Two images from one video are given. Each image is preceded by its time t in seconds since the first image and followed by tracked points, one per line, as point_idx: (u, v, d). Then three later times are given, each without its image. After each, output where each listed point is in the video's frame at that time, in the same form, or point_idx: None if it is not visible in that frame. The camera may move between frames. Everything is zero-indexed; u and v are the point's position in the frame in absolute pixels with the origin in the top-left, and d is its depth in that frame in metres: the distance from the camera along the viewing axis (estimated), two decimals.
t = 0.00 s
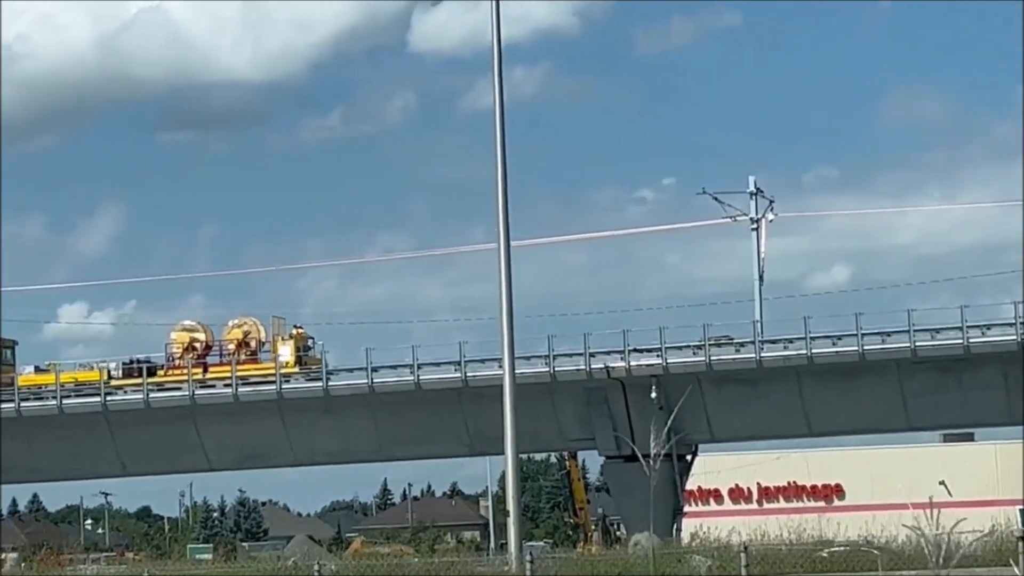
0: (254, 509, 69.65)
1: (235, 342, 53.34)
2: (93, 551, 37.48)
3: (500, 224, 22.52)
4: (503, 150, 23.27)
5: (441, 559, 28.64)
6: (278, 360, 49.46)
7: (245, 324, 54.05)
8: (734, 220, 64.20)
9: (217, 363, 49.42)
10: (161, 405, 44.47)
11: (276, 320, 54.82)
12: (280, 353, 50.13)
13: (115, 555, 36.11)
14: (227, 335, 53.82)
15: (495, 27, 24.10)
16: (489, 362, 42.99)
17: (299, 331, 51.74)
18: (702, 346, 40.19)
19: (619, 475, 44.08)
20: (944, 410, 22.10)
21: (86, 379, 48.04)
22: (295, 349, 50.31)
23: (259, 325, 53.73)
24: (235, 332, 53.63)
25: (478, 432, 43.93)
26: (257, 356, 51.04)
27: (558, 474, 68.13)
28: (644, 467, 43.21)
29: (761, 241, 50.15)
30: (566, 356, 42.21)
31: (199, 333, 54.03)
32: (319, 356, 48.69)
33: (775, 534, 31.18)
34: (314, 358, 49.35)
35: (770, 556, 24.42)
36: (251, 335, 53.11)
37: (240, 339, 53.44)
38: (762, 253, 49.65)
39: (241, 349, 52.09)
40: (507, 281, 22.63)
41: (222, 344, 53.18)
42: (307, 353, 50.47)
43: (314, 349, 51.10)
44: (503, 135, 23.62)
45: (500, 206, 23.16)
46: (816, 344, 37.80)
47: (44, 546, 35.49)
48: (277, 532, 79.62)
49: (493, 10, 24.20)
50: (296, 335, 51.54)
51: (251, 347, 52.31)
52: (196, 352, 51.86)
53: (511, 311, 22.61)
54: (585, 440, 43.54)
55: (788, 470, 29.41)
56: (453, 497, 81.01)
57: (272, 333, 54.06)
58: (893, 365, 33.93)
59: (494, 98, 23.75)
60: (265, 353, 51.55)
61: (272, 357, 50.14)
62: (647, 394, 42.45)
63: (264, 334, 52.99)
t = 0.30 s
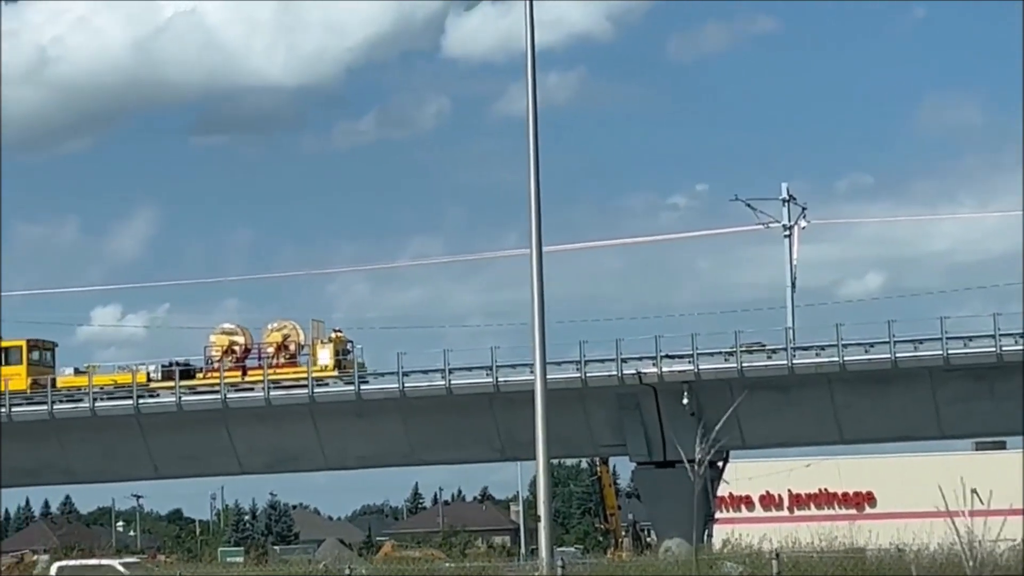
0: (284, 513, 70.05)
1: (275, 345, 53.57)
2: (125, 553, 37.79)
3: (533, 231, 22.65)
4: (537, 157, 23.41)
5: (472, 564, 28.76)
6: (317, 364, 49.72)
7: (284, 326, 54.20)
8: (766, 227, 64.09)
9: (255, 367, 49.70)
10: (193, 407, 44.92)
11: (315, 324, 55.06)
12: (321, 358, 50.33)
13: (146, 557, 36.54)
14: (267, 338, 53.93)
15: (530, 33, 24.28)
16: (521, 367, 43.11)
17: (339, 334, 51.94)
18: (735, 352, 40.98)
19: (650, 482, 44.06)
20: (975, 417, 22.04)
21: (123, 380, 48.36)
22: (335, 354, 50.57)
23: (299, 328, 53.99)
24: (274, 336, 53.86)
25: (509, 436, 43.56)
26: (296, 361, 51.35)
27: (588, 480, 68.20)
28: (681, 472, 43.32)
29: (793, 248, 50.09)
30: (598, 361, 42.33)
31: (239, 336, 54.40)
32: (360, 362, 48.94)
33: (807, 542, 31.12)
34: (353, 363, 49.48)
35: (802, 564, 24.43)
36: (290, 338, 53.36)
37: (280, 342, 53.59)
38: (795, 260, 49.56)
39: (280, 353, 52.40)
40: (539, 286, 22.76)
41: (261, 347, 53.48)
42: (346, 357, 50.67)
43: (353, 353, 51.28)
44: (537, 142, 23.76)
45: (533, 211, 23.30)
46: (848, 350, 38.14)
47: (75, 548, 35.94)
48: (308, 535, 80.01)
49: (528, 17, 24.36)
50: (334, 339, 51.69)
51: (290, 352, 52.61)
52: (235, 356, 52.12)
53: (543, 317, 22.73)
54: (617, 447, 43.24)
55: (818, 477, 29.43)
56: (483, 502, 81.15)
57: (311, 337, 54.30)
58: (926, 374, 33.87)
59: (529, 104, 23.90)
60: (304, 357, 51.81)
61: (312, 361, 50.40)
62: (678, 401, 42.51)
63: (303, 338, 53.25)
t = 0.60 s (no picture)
0: (316, 516, 70.51)
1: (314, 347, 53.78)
2: (158, 555, 38.09)
3: (566, 234, 22.74)
4: (571, 160, 23.52)
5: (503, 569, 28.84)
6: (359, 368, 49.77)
7: (324, 328, 54.23)
8: (800, 232, 63.94)
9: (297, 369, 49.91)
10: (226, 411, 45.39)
11: (355, 327, 55.21)
12: (361, 360, 50.66)
13: (179, 558, 36.85)
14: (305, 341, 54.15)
15: (564, 37, 24.37)
16: (553, 371, 43.17)
17: (378, 338, 52.16)
18: (767, 358, 41.20)
19: (682, 488, 44.09)
20: (1009, 424, 21.93)
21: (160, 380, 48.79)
22: (375, 356, 50.94)
23: (339, 331, 54.06)
24: (314, 338, 54.01)
25: (540, 441, 43.98)
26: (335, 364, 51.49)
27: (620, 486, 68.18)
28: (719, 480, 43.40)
29: (827, 253, 49.96)
30: (630, 366, 42.33)
31: (278, 338, 54.70)
32: (400, 364, 48.96)
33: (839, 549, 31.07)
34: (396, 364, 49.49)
35: (834, 570, 24.42)
36: (330, 341, 53.55)
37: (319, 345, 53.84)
38: (829, 265, 49.42)
39: (319, 357, 52.67)
40: (573, 290, 22.83)
41: (303, 349, 53.71)
42: (387, 359, 50.77)
43: (394, 356, 51.42)
44: (570, 146, 23.84)
45: (565, 215, 23.38)
46: (881, 355, 38.81)
47: (107, 550, 36.30)
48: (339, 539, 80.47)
49: (563, 21, 24.46)
50: (374, 342, 51.94)
51: (330, 355, 52.83)
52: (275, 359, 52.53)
53: (575, 321, 22.81)
54: (648, 451, 43.58)
55: (851, 484, 29.38)
56: (515, 508, 81.20)
57: (351, 340, 54.43)
58: (960, 380, 33.75)
59: (562, 108, 23.99)
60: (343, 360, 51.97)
61: (353, 365, 50.84)
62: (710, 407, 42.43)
63: (342, 341, 53.40)
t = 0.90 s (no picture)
0: (347, 519, 70.85)
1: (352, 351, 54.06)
2: (191, 558, 38.38)
3: (598, 239, 22.86)
4: (603, 166, 23.65)
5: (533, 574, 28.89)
6: (397, 371, 49.88)
7: (361, 332, 54.57)
8: (832, 237, 63.73)
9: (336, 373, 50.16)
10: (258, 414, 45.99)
11: (392, 330, 55.40)
12: (399, 363, 50.78)
13: (210, 560, 37.18)
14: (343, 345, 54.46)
15: (597, 44, 24.50)
16: (584, 376, 43.25)
17: (417, 341, 52.37)
18: (799, 364, 40.86)
19: (713, 493, 44.02)
20: None
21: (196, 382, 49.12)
22: (412, 360, 50.99)
23: (376, 334, 54.23)
24: (352, 342, 54.31)
25: (571, 445, 43.77)
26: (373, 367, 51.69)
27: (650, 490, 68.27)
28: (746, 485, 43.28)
29: (859, 259, 49.82)
30: (661, 371, 42.35)
31: (315, 341, 54.91)
32: (438, 369, 49.07)
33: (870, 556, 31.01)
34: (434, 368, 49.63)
35: None
36: (368, 344, 53.83)
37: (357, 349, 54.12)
38: (861, 271, 49.27)
39: (357, 360, 52.94)
40: (605, 295, 22.94)
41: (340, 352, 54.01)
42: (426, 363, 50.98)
43: (431, 361, 51.66)
44: (602, 152, 23.96)
45: (598, 222, 23.48)
46: (913, 363, 38.19)
47: (140, 552, 36.65)
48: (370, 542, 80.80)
49: (595, 27, 24.61)
50: (412, 345, 52.19)
51: (368, 357, 53.04)
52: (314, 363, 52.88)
53: (607, 328, 22.91)
54: (680, 457, 43.33)
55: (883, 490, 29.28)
56: (545, 512, 81.35)
57: (388, 343, 54.62)
58: (992, 387, 33.63)
59: (595, 114, 24.11)
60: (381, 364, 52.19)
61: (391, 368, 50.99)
62: (741, 412, 42.45)
63: (380, 344, 53.61)
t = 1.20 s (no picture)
0: (375, 524, 71.14)
1: (389, 354, 54.20)
2: (219, 561, 38.58)
3: (627, 242, 22.93)
4: (632, 170, 23.73)
5: None
6: (432, 374, 50.01)
7: (398, 336, 54.72)
8: (862, 242, 63.52)
9: (371, 376, 50.25)
10: (288, 418, 46.10)
11: (428, 332, 55.54)
12: (436, 367, 50.80)
13: (238, 563, 37.38)
14: (379, 348, 54.62)
15: (626, 47, 24.59)
16: (612, 380, 43.30)
17: (452, 345, 52.43)
18: (829, 369, 41.14)
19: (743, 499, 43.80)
20: None
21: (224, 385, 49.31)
22: (448, 363, 51.09)
23: (412, 338, 54.41)
24: (388, 345, 54.45)
25: (600, 449, 43.68)
26: (410, 370, 51.82)
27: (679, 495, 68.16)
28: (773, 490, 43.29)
29: (889, 264, 49.69)
30: (690, 376, 42.46)
31: (351, 344, 55.04)
32: (473, 371, 49.01)
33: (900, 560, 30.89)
34: (469, 372, 49.62)
35: None
36: (404, 348, 53.98)
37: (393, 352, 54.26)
38: (891, 277, 49.12)
39: (393, 363, 53.08)
40: (633, 300, 23.01)
41: (376, 355, 54.20)
42: (461, 367, 51.05)
43: (468, 365, 51.77)
44: (632, 155, 24.04)
45: (626, 226, 23.56)
46: (943, 368, 38.53)
47: (168, 555, 36.86)
48: (398, 546, 81.13)
49: (624, 31, 24.70)
50: (449, 348, 52.28)
51: (405, 360, 53.17)
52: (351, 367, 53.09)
53: (636, 332, 22.98)
54: (709, 461, 43.05)
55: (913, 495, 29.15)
56: (575, 516, 81.38)
57: (424, 347, 54.82)
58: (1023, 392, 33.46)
59: (625, 118, 24.19)
60: (417, 368, 52.36)
61: (427, 372, 51.14)
62: (771, 417, 42.36)
63: (415, 348, 53.76)
